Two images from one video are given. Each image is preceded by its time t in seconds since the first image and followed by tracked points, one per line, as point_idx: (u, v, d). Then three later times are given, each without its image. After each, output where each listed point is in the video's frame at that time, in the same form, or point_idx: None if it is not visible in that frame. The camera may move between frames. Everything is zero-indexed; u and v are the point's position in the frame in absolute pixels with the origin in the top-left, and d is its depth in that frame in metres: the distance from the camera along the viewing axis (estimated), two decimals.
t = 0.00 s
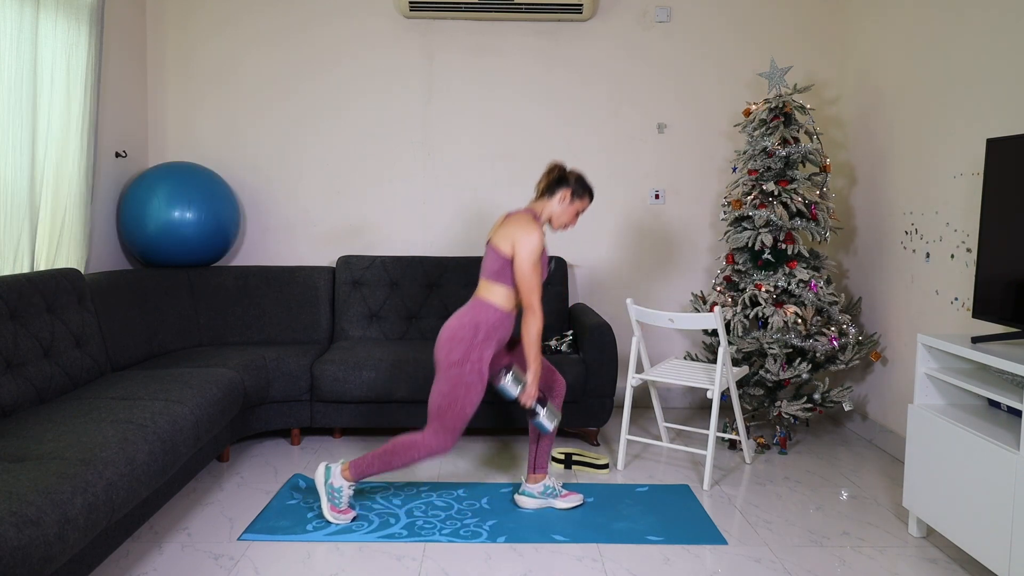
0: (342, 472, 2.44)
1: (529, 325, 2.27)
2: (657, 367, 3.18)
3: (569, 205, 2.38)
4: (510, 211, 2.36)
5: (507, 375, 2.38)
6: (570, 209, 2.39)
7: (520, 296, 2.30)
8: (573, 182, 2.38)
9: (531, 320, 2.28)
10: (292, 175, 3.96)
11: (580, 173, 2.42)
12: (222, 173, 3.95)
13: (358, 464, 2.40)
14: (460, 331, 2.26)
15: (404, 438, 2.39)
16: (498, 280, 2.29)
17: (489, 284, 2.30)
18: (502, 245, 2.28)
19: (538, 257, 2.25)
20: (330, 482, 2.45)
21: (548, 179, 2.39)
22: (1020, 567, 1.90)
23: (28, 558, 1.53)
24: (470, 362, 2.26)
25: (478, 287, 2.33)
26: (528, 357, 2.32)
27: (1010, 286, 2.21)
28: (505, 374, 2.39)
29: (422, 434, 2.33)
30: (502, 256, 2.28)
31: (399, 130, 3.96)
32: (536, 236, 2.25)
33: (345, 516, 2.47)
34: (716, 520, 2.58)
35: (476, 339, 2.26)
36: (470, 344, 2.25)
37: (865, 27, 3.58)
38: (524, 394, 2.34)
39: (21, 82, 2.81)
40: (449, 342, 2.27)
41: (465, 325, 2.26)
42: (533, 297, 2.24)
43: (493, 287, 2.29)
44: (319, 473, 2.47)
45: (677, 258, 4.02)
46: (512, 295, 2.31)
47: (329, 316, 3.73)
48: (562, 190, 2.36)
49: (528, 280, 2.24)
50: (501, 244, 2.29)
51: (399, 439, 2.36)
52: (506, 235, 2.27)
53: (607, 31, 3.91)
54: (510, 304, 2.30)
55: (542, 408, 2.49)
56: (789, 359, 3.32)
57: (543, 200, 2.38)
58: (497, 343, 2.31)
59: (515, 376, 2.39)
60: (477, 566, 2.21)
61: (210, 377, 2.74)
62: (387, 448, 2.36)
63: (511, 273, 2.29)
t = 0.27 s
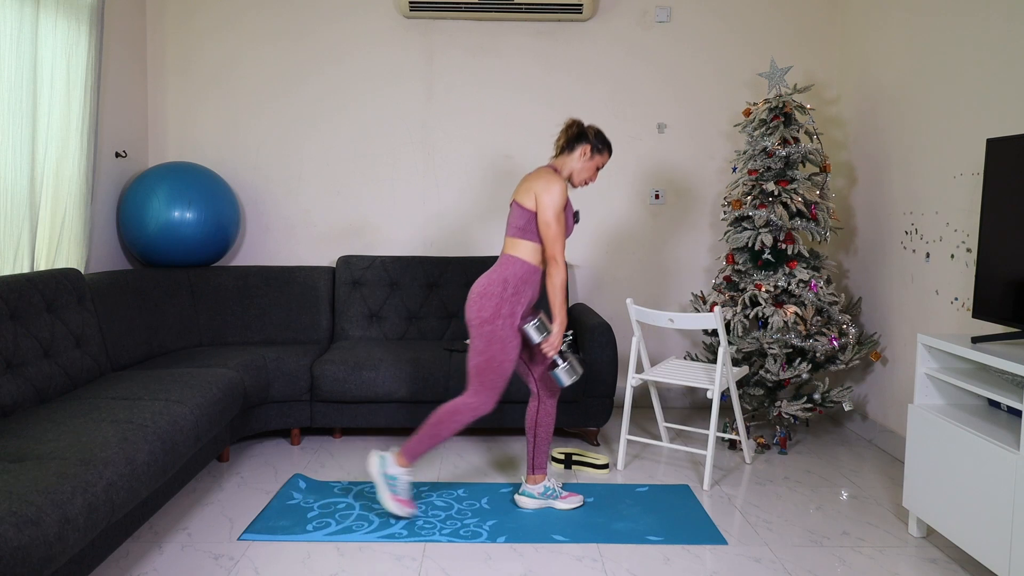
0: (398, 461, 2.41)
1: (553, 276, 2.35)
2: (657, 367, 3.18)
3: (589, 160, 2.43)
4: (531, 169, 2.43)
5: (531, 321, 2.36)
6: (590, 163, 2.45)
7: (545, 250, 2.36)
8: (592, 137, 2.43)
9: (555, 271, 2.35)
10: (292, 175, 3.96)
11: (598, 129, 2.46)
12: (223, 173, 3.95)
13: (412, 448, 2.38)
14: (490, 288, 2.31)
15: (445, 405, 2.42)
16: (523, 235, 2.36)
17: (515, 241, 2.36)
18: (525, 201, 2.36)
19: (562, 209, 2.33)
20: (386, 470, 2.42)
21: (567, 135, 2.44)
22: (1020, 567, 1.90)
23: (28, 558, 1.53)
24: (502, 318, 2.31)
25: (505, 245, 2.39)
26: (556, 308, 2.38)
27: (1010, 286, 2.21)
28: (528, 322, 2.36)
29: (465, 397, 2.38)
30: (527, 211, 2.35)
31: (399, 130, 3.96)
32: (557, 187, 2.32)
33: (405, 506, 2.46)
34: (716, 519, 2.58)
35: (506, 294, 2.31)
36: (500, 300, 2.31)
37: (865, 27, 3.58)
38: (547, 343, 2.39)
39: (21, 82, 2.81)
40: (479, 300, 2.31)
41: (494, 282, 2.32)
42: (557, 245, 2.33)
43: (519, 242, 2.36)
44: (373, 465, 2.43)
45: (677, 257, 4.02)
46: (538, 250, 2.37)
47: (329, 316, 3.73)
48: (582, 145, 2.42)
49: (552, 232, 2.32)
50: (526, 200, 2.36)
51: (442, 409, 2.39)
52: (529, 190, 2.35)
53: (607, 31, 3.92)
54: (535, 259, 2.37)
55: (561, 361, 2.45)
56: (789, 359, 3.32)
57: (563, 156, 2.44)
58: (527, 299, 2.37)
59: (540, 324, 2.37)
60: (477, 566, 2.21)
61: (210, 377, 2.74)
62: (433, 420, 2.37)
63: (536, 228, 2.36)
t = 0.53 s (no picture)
0: (481, 487, 2.48)
1: (562, 264, 2.34)
2: (657, 367, 3.18)
3: (584, 143, 2.44)
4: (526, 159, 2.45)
5: (546, 314, 2.39)
6: (585, 147, 2.45)
7: (548, 238, 2.37)
8: (586, 120, 2.43)
9: (561, 258, 2.35)
10: (292, 175, 3.96)
11: (593, 111, 2.45)
12: (223, 173, 3.95)
13: (486, 467, 2.45)
14: (501, 284, 2.32)
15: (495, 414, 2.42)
16: (526, 227, 2.38)
17: (518, 234, 2.39)
18: (523, 193, 2.38)
19: (560, 195, 2.33)
20: (476, 500, 2.49)
21: (561, 120, 2.44)
22: (1020, 567, 1.90)
23: (28, 558, 1.53)
24: (519, 311, 2.32)
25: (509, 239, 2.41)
26: (569, 294, 2.38)
27: (1010, 286, 2.21)
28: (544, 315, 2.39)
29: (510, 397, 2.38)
30: (525, 203, 2.37)
31: (399, 130, 3.96)
32: (552, 174, 2.33)
33: (516, 515, 2.49)
34: (716, 519, 2.58)
35: (517, 287, 2.33)
36: (514, 294, 2.32)
37: (865, 27, 3.58)
38: (567, 330, 2.40)
39: (21, 81, 2.81)
40: (494, 299, 2.32)
41: (503, 277, 2.33)
42: (560, 234, 2.32)
43: (522, 235, 2.38)
44: (462, 503, 2.52)
45: (676, 257, 4.03)
46: (542, 239, 2.39)
47: (329, 316, 3.73)
48: (575, 130, 2.42)
49: (552, 220, 2.31)
50: (523, 191, 2.38)
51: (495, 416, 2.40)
52: (525, 180, 2.37)
53: (606, 31, 3.92)
54: (540, 247, 2.39)
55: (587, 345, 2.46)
56: (789, 359, 3.32)
57: (558, 143, 2.45)
58: (538, 288, 2.39)
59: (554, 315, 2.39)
60: (477, 566, 2.21)
61: (210, 376, 2.74)
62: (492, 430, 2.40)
63: (537, 218, 2.37)
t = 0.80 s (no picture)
0: (499, 487, 2.49)
1: (566, 261, 2.35)
2: (657, 367, 3.18)
3: (579, 139, 2.44)
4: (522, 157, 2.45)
5: (553, 312, 2.38)
6: (580, 142, 2.45)
7: (550, 235, 2.38)
8: (580, 115, 2.42)
9: (565, 256, 2.35)
10: (292, 175, 3.96)
11: (586, 105, 2.45)
12: (223, 173, 3.95)
13: (505, 468, 2.46)
14: (506, 285, 2.33)
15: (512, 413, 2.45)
16: (527, 226, 2.38)
17: (519, 233, 2.39)
18: (521, 191, 2.38)
19: (559, 192, 2.33)
20: (493, 501, 2.50)
21: (555, 116, 2.43)
22: (1020, 567, 1.90)
23: (28, 558, 1.53)
24: (528, 310, 2.34)
25: (510, 239, 2.41)
26: (574, 290, 2.38)
27: (1010, 286, 2.21)
28: (551, 313, 2.38)
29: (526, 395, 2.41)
30: (524, 202, 2.37)
31: (399, 130, 3.96)
32: (549, 171, 2.32)
33: (534, 515, 2.50)
34: (716, 519, 2.58)
35: (523, 287, 2.34)
36: (520, 294, 2.33)
37: (865, 27, 3.58)
38: (574, 328, 2.41)
39: (21, 81, 2.81)
40: (500, 301, 2.33)
41: (508, 279, 2.34)
42: (563, 231, 2.33)
43: (524, 234, 2.38)
44: (480, 504, 2.53)
45: (676, 257, 4.03)
46: (544, 237, 2.39)
47: (329, 316, 3.73)
48: (570, 126, 2.42)
49: (552, 218, 2.32)
50: (521, 190, 2.37)
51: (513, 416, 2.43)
52: (522, 179, 2.37)
53: (607, 31, 3.92)
54: (543, 245, 2.39)
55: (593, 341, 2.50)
56: (789, 359, 3.32)
57: (553, 139, 2.45)
58: (544, 286, 2.40)
59: (562, 312, 2.38)
60: (477, 566, 2.21)
61: (210, 376, 2.74)
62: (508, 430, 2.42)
63: (538, 216, 2.37)
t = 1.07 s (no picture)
0: (499, 488, 2.49)
1: (566, 262, 2.37)
2: (657, 367, 3.18)
3: (581, 140, 2.44)
4: (523, 157, 2.44)
5: (552, 312, 2.38)
6: (583, 143, 2.45)
7: (550, 236, 2.38)
8: (583, 116, 2.42)
9: (565, 257, 2.37)
10: (292, 175, 3.96)
11: (590, 107, 2.44)
12: (223, 173, 3.95)
13: (504, 468, 2.46)
14: (505, 285, 2.34)
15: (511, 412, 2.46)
16: (527, 227, 2.38)
17: (519, 233, 2.39)
18: (522, 192, 2.38)
19: (560, 194, 2.33)
20: (492, 502, 2.50)
21: (558, 117, 2.43)
22: (1020, 567, 1.90)
23: (28, 558, 1.53)
24: (526, 311, 2.34)
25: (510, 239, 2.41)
26: (573, 290, 2.40)
27: (1010, 286, 2.21)
28: (550, 313, 2.39)
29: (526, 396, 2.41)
30: (525, 202, 2.37)
31: (399, 130, 3.96)
32: (551, 173, 2.32)
33: (534, 515, 2.50)
34: (716, 519, 2.58)
35: (522, 287, 2.34)
36: (519, 294, 2.33)
37: (865, 28, 3.58)
38: (571, 329, 2.41)
39: (21, 81, 2.81)
40: (499, 301, 2.33)
41: (507, 279, 2.34)
42: (564, 233, 2.34)
43: (524, 234, 2.38)
44: (480, 505, 2.53)
45: (676, 257, 4.03)
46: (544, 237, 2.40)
47: (329, 316, 3.73)
48: (572, 127, 2.42)
49: (553, 219, 2.32)
50: (522, 190, 2.37)
51: (512, 416, 2.43)
52: (524, 179, 2.37)
53: (606, 31, 3.91)
54: (542, 246, 2.39)
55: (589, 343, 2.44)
56: (789, 359, 3.32)
57: (555, 140, 2.45)
58: (543, 286, 2.40)
59: (561, 312, 2.39)
60: (477, 566, 2.21)
61: (210, 376, 2.74)
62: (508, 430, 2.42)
63: (538, 217, 2.37)
